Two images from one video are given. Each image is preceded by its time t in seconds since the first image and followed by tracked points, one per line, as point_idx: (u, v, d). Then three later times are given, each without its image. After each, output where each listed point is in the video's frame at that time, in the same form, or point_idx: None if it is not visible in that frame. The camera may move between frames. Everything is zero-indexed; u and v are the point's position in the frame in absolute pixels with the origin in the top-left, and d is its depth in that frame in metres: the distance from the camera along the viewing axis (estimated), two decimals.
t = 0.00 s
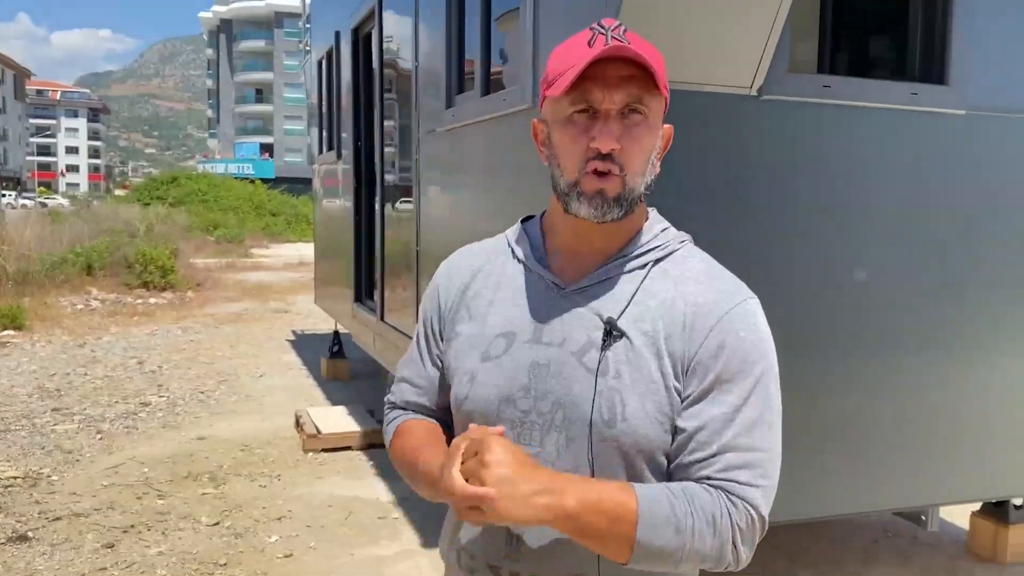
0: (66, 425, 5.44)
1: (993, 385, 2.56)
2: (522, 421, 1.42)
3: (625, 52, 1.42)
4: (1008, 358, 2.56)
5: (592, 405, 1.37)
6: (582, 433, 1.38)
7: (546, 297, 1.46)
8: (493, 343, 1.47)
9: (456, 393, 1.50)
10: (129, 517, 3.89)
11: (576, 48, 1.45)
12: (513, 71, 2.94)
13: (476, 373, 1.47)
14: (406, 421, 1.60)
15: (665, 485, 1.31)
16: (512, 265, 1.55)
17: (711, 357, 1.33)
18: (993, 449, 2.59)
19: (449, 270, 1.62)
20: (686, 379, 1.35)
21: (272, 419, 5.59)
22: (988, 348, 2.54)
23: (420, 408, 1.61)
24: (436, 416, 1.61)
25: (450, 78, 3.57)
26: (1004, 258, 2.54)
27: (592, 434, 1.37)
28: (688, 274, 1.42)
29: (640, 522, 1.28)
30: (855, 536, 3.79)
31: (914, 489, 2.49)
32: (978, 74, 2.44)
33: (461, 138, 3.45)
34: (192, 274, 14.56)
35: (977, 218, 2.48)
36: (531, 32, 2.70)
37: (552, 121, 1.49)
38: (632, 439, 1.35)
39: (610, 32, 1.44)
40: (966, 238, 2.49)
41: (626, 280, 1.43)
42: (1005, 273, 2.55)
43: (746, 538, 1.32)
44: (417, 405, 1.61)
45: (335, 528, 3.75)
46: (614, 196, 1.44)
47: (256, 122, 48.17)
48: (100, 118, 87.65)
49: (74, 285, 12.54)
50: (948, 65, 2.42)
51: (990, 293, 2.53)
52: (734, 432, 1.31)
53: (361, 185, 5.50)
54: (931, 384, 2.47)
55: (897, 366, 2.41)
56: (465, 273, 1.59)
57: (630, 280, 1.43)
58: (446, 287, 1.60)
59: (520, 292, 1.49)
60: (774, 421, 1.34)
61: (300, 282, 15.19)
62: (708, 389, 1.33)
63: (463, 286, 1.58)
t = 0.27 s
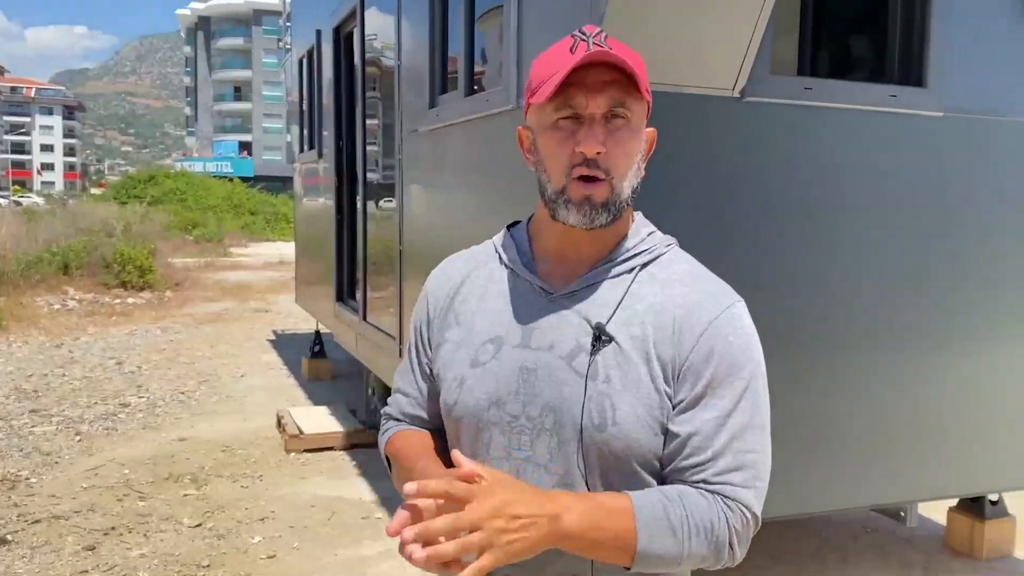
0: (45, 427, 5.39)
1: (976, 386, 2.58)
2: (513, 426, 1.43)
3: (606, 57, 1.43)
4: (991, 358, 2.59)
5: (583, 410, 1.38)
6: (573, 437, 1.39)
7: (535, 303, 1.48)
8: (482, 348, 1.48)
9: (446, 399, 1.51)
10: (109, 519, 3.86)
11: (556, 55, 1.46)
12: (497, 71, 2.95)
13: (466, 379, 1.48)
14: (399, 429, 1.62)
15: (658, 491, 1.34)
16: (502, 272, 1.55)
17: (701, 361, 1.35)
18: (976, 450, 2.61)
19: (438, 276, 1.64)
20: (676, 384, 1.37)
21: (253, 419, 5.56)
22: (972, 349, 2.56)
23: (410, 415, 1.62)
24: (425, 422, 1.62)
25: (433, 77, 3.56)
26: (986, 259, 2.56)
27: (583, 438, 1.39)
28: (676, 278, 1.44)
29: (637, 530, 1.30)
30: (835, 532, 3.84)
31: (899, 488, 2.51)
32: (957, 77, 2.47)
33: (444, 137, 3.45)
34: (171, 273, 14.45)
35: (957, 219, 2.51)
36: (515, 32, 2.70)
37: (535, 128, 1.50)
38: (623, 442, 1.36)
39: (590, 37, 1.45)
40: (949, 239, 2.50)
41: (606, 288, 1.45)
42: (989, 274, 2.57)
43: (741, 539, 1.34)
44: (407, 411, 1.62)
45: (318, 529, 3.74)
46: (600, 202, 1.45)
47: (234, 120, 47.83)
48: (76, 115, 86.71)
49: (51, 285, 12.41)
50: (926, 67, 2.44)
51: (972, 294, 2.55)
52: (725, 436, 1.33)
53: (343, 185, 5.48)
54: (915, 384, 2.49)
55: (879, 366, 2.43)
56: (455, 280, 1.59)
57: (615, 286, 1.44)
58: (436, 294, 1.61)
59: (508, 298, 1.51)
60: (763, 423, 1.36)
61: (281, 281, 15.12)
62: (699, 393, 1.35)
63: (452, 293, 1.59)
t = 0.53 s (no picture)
0: (25, 430, 5.34)
1: (957, 387, 2.61)
2: (516, 432, 1.45)
3: (593, 73, 1.45)
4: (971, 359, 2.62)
5: (587, 414, 1.40)
6: (578, 441, 1.41)
7: (535, 310, 1.49)
8: (483, 356, 1.49)
9: (446, 407, 1.51)
10: (92, 523, 3.84)
11: (544, 71, 1.49)
12: (482, 74, 2.96)
13: (466, 386, 1.49)
14: (396, 438, 1.61)
15: (660, 497, 1.37)
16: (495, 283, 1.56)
17: (700, 363, 1.39)
18: (957, 451, 2.64)
19: (433, 285, 1.64)
20: (676, 386, 1.40)
21: (236, 421, 5.54)
22: (953, 350, 2.59)
23: (406, 425, 1.62)
24: (422, 430, 1.62)
25: (417, 79, 3.57)
26: (967, 261, 2.59)
27: (589, 441, 1.41)
28: (672, 284, 1.47)
29: (643, 539, 1.33)
30: (817, 531, 3.88)
31: (883, 488, 2.53)
32: (936, 82, 2.50)
33: (428, 140, 3.46)
34: (151, 274, 14.35)
35: (937, 223, 2.55)
36: (500, 35, 2.72)
37: (527, 143, 1.53)
38: (628, 445, 1.39)
39: (576, 53, 1.47)
40: (930, 242, 2.54)
41: (604, 292, 1.48)
42: (969, 276, 2.60)
43: (745, 536, 1.38)
44: (403, 420, 1.62)
45: (302, 531, 3.74)
46: (594, 215, 1.47)
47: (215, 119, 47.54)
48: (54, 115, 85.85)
49: (30, 286, 12.30)
50: (904, 70, 2.46)
51: (953, 296, 2.58)
52: (726, 436, 1.37)
53: (327, 185, 5.48)
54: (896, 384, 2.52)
55: (860, 367, 2.47)
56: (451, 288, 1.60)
57: (614, 292, 1.47)
58: (431, 303, 1.62)
59: (507, 305, 1.52)
60: (759, 423, 1.41)
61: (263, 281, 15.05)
62: (700, 395, 1.38)
63: (447, 302, 1.59)
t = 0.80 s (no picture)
0: (6, 433, 5.30)
1: (938, 387, 2.64)
2: (509, 431, 1.46)
3: (585, 87, 1.46)
4: (953, 359, 2.65)
5: (581, 413, 1.42)
6: (571, 440, 1.43)
7: (528, 312, 1.51)
8: (477, 357, 1.50)
9: (440, 408, 1.52)
10: (75, 527, 3.82)
11: (537, 83, 1.49)
12: (467, 77, 2.97)
13: (460, 387, 1.51)
14: (391, 444, 1.63)
15: (652, 498, 1.38)
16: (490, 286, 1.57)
17: (690, 364, 1.41)
18: (939, 451, 2.66)
19: (426, 289, 1.65)
20: (667, 387, 1.42)
21: (221, 424, 5.52)
22: (934, 350, 2.62)
23: (401, 427, 1.63)
24: (416, 434, 1.63)
25: (403, 81, 3.57)
26: (948, 262, 2.62)
27: (582, 441, 1.42)
28: (663, 286, 1.49)
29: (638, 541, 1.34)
30: (800, 530, 3.91)
31: (865, 487, 2.56)
32: (916, 85, 2.52)
33: (413, 142, 3.46)
34: (134, 276, 14.27)
35: (919, 225, 2.57)
36: (485, 38, 2.73)
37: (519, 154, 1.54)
38: (620, 443, 1.41)
39: (570, 66, 1.48)
40: (911, 243, 2.56)
41: (595, 295, 1.50)
42: (951, 277, 2.63)
43: (738, 532, 1.40)
44: (398, 424, 1.63)
45: (288, 534, 3.73)
46: (587, 226, 1.49)
47: (198, 120, 47.31)
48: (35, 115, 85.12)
49: (11, 288, 12.20)
50: (886, 72, 2.49)
51: (934, 296, 2.61)
52: (717, 434, 1.39)
53: (311, 187, 5.46)
54: (879, 385, 2.54)
55: (842, 368, 2.49)
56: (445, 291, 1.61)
57: (605, 295, 1.49)
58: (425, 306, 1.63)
59: (500, 308, 1.53)
60: (749, 421, 1.43)
61: (247, 283, 14.99)
62: (691, 394, 1.40)
63: (440, 305, 1.60)
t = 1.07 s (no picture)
0: None
1: (922, 389, 2.66)
2: (492, 433, 1.48)
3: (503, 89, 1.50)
4: (936, 361, 2.67)
5: (556, 419, 1.42)
6: (547, 445, 1.43)
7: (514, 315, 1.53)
8: (466, 359, 1.54)
9: (434, 405, 1.57)
10: (59, 531, 3.79)
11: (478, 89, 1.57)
12: (454, 80, 2.97)
13: (451, 387, 1.54)
14: (398, 437, 1.71)
15: (617, 509, 1.39)
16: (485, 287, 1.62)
17: (670, 376, 1.39)
18: (922, 453, 2.68)
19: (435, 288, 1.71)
20: (647, 396, 1.41)
21: (206, 427, 5.50)
22: (918, 353, 2.64)
23: (409, 419, 1.72)
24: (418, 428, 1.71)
25: (390, 84, 3.57)
26: (932, 266, 2.64)
27: (556, 447, 1.43)
28: (652, 294, 1.48)
29: (595, 554, 1.35)
30: (785, 531, 3.93)
31: (849, 489, 2.57)
32: (899, 90, 2.55)
33: (400, 145, 3.46)
34: (118, 279, 14.18)
35: (904, 229, 2.59)
36: (471, 42, 2.73)
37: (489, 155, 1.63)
38: (593, 451, 1.41)
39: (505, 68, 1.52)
40: (896, 247, 2.58)
41: (583, 298, 1.49)
42: (934, 280, 2.65)
43: (703, 550, 1.39)
44: (404, 418, 1.71)
45: (274, 537, 3.72)
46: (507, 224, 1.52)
47: (184, 122, 47.08)
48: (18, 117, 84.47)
49: None
50: (869, 75, 2.51)
51: (917, 299, 2.63)
52: (689, 449, 1.38)
53: (298, 190, 5.46)
54: (863, 387, 2.56)
55: (827, 370, 2.50)
56: (447, 292, 1.67)
57: (591, 298, 1.48)
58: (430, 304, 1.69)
59: (492, 310, 1.56)
60: (727, 438, 1.40)
61: (233, 285, 14.93)
62: (667, 407, 1.39)
63: (443, 303, 1.66)
